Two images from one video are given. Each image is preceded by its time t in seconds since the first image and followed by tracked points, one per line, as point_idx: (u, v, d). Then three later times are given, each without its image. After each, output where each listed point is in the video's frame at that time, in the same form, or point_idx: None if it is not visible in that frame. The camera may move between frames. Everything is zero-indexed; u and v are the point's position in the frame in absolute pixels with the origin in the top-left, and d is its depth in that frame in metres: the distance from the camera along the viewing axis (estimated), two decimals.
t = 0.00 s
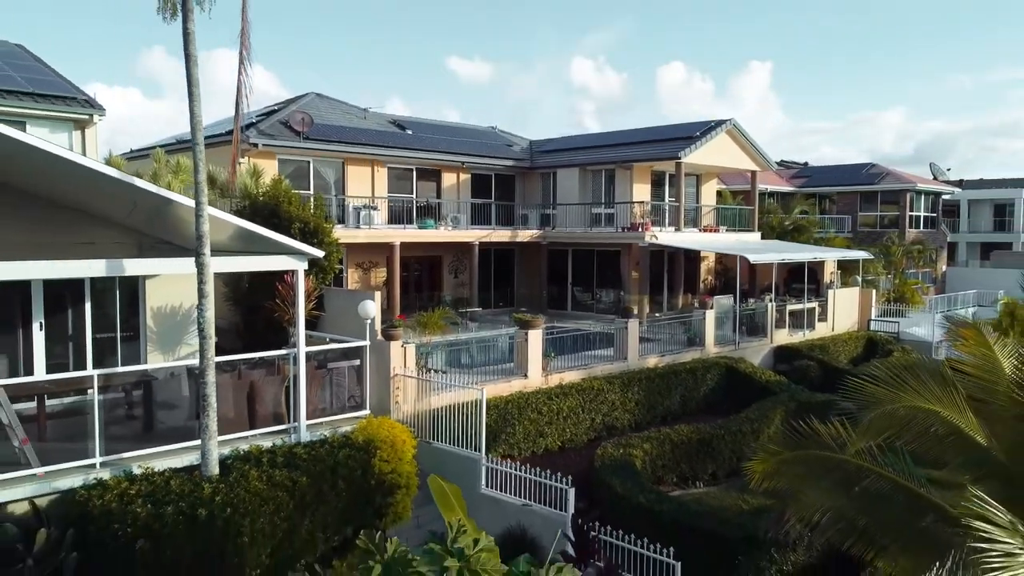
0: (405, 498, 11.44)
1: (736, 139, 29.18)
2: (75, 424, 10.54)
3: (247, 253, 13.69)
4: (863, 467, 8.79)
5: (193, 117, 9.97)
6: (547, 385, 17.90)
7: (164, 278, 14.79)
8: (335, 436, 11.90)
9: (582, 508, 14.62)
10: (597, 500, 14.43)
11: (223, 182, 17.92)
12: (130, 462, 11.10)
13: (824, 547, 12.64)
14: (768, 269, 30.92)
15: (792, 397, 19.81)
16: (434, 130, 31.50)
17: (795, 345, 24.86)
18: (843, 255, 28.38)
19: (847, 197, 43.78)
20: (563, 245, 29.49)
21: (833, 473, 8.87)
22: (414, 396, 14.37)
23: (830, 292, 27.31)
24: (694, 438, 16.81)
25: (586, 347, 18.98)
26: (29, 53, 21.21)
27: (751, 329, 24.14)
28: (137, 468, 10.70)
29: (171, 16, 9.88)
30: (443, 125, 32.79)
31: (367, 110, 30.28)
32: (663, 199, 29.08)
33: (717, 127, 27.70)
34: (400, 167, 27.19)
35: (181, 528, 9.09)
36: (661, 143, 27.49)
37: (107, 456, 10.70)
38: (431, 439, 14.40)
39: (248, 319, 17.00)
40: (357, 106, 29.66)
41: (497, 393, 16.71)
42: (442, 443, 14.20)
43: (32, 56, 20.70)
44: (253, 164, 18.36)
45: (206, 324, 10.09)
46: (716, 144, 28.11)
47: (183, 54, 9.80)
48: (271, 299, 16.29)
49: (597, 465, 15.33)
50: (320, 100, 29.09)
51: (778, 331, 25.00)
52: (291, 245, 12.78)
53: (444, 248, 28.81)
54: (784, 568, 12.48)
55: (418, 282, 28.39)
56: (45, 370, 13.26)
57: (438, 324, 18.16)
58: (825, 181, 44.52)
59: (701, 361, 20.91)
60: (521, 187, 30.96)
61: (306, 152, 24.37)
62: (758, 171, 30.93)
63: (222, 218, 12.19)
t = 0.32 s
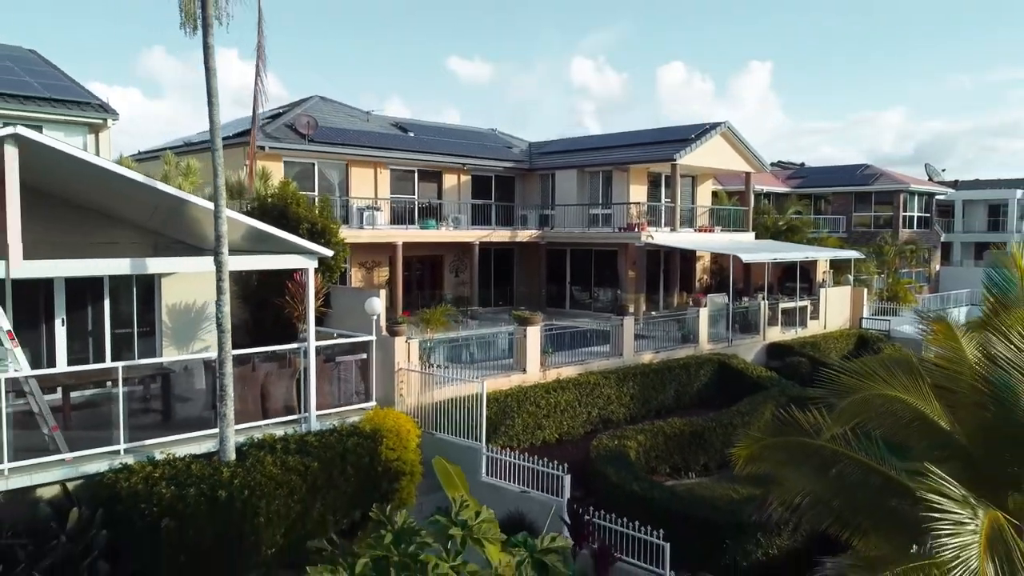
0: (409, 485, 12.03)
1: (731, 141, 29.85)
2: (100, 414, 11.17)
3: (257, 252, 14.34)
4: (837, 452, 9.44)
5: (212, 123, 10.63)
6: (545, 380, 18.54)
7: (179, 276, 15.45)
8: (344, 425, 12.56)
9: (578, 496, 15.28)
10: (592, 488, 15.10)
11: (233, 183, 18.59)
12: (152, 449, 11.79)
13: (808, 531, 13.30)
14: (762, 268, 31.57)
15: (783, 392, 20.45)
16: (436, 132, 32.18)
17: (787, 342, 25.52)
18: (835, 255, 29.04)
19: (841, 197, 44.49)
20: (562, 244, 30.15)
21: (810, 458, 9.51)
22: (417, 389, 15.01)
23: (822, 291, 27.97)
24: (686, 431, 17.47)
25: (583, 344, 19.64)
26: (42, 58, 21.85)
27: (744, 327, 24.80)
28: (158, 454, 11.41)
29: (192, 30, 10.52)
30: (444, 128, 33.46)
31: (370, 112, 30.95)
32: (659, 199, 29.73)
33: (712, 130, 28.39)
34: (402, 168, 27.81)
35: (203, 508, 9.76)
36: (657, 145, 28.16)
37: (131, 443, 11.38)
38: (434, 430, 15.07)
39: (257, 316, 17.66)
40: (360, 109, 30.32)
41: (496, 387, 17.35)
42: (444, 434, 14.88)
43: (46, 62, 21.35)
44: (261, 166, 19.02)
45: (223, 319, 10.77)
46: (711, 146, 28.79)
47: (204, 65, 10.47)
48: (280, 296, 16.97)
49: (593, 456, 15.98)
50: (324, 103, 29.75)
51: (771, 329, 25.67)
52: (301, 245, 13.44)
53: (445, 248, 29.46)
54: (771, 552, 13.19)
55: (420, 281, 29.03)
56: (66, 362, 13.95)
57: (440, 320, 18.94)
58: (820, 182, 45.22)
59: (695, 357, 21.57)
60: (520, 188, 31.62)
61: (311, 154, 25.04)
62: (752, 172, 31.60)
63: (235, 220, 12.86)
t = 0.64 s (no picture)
0: (413, 472, 12.72)
1: (725, 143, 30.51)
2: (119, 406, 11.81)
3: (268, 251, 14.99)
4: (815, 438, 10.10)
5: (229, 129, 11.31)
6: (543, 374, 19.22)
7: (193, 274, 16.12)
8: (352, 416, 13.21)
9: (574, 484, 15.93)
10: (587, 476, 15.76)
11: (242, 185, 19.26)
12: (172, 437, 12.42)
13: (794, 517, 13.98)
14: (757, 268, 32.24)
15: (774, 386, 21.11)
16: (437, 134, 32.86)
17: (779, 339, 26.20)
18: (828, 255, 29.71)
19: (836, 198, 45.18)
20: (560, 244, 30.84)
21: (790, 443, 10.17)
22: (420, 382, 15.63)
23: (814, 290, 28.63)
24: (678, 423, 18.16)
25: (580, 340, 20.31)
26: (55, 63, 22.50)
27: (737, 324, 25.47)
28: (178, 441, 12.06)
29: (210, 43, 11.19)
30: (445, 130, 34.14)
31: (372, 115, 31.64)
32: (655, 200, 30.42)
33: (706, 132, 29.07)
34: (404, 169, 28.44)
35: (221, 490, 10.45)
36: (653, 147, 28.83)
37: (151, 431, 12.03)
38: (437, 422, 15.72)
39: (267, 313, 18.29)
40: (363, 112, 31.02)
41: (497, 381, 18.03)
42: (447, 426, 15.52)
43: (59, 67, 22.01)
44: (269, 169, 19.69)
45: (238, 315, 11.45)
46: (705, 148, 29.45)
47: (222, 75, 11.18)
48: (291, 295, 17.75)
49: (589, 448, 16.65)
50: (327, 106, 30.44)
51: (763, 326, 26.34)
52: (310, 243, 14.08)
53: (446, 247, 30.11)
54: (757, 535, 13.95)
55: (421, 279, 29.69)
56: (86, 354, 14.64)
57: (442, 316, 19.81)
58: (815, 182, 45.91)
59: (689, 353, 22.24)
60: (520, 188, 32.29)
61: (316, 156, 25.73)
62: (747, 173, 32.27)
63: (249, 220, 13.52)
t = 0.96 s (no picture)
0: (417, 461, 13.33)
1: (720, 145, 31.18)
2: (132, 399, 12.49)
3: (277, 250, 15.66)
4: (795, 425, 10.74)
5: (244, 134, 11.97)
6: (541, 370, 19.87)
7: (204, 274, 16.74)
8: (359, 407, 13.88)
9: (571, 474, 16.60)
10: (583, 465, 16.42)
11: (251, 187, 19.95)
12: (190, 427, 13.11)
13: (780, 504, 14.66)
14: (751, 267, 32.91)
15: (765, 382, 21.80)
16: (439, 136, 33.54)
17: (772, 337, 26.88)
18: (820, 255, 30.38)
19: (831, 198, 45.88)
20: (558, 244, 31.54)
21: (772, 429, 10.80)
22: (423, 376, 16.32)
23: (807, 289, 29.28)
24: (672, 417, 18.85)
25: (577, 336, 20.99)
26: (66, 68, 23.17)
27: (731, 322, 26.16)
28: (196, 431, 12.77)
29: (226, 53, 11.86)
30: (446, 132, 34.85)
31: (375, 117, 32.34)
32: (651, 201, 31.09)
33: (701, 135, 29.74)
34: (406, 171, 29.10)
35: (238, 475, 11.12)
36: (650, 149, 29.51)
37: (169, 421, 12.72)
38: (439, 414, 16.37)
39: (275, 310, 18.96)
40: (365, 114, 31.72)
41: (498, 376, 18.67)
42: (449, 418, 16.18)
43: (71, 72, 22.69)
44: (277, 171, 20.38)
45: (252, 310, 12.11)
46: (700, 150, 30.10)
47: (238, 84, 11.85)
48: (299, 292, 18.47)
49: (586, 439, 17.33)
50: (331, 109, 31.13)
51: (757, 324, 27.00)
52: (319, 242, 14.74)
53: (447, 247, 30.79)
54: (745, 522, 14.69)
55: (423, 278, 30.38)
56: (104, 349, 15.34)
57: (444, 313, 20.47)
58: (810, 183, 46.60)
59: (683, 350, 22.93)
60: (519, 189, 32.97)
61: (320, 158, 26.43)
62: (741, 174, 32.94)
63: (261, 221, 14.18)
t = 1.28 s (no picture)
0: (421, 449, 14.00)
1: (715, 147, 31.87)
2: (146, 392, 13.19)
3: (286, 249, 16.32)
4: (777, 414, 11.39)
5: (257, 139, 12.63)
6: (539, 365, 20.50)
7: (216, 274, 17.38)
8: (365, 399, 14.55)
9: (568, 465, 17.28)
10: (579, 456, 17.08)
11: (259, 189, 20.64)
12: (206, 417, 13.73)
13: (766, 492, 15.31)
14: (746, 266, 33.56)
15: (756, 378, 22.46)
16: (440, 138, 34.23)
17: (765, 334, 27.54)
18: (813, 255, 31.05)
19: (826, 199, 46.54)
20: (557, 244, 32.23)
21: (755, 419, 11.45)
22: (426, 370, 17.04)
23: (799, 287, 29.95)
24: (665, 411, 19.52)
25: (575, 333, 21.66)
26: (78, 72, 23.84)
27: (725, 319, 26.83)
28: (212, 421, 13.37)
29: (241, 62, 12.54)
30: (447, 134, 35.53)
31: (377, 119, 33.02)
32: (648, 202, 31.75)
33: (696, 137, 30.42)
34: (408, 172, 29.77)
35: (253, 461, 11.77)
36: (646, 151, 30.19)
37: (187, 412, 13.33)
38: (441, 407, 17.01)
39: (282, 307, 19.64)
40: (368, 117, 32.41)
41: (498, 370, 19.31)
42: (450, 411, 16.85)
43: (83, 76, 23.37)
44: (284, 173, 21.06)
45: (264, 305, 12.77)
46: (696, 151, 30.78)
47: (252, 91, 12.52)
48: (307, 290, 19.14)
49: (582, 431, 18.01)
50: (334, 111, 31.83)
51: (750, 322, 27.67)
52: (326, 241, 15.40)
53: (448, 247, 31.45)
54: (734, 510, 15.34)
55: (424, 278, 31.07)
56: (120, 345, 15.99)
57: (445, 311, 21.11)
58: (806, 184, 47.24)
59: (678, 347, 23.60)
60: (519, 190, 33.64)
61: (324, 160, 27.10)
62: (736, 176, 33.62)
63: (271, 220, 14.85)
